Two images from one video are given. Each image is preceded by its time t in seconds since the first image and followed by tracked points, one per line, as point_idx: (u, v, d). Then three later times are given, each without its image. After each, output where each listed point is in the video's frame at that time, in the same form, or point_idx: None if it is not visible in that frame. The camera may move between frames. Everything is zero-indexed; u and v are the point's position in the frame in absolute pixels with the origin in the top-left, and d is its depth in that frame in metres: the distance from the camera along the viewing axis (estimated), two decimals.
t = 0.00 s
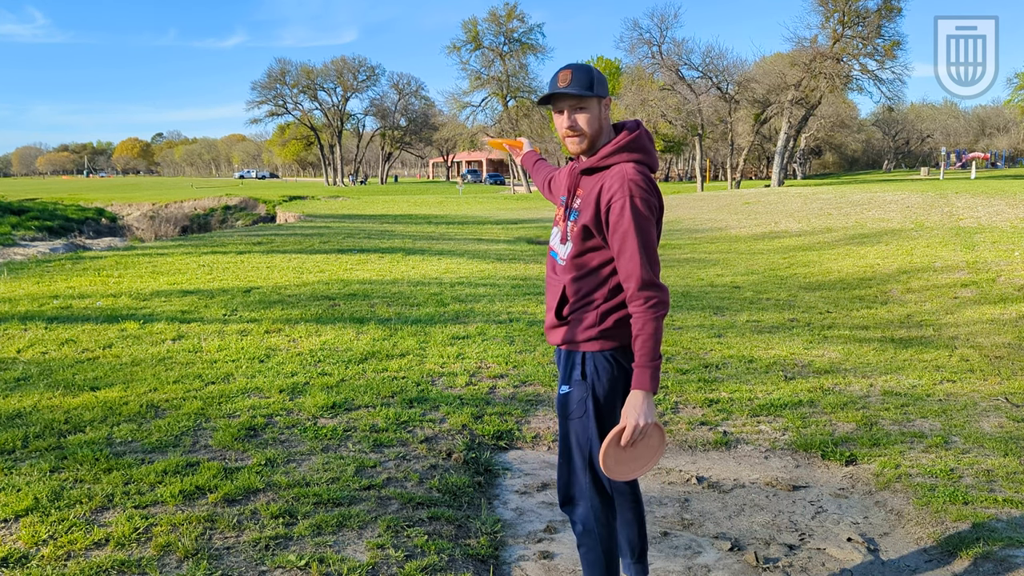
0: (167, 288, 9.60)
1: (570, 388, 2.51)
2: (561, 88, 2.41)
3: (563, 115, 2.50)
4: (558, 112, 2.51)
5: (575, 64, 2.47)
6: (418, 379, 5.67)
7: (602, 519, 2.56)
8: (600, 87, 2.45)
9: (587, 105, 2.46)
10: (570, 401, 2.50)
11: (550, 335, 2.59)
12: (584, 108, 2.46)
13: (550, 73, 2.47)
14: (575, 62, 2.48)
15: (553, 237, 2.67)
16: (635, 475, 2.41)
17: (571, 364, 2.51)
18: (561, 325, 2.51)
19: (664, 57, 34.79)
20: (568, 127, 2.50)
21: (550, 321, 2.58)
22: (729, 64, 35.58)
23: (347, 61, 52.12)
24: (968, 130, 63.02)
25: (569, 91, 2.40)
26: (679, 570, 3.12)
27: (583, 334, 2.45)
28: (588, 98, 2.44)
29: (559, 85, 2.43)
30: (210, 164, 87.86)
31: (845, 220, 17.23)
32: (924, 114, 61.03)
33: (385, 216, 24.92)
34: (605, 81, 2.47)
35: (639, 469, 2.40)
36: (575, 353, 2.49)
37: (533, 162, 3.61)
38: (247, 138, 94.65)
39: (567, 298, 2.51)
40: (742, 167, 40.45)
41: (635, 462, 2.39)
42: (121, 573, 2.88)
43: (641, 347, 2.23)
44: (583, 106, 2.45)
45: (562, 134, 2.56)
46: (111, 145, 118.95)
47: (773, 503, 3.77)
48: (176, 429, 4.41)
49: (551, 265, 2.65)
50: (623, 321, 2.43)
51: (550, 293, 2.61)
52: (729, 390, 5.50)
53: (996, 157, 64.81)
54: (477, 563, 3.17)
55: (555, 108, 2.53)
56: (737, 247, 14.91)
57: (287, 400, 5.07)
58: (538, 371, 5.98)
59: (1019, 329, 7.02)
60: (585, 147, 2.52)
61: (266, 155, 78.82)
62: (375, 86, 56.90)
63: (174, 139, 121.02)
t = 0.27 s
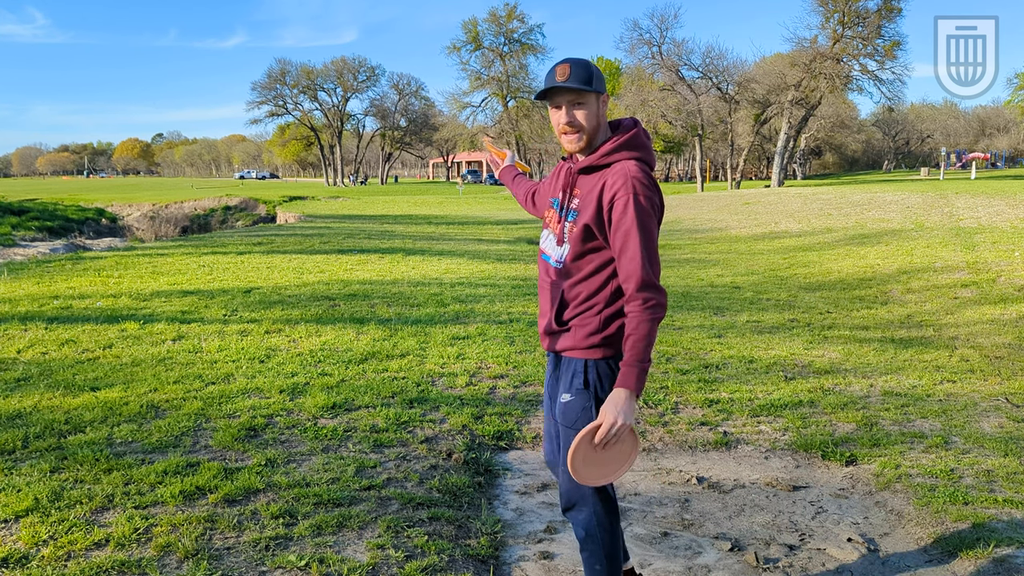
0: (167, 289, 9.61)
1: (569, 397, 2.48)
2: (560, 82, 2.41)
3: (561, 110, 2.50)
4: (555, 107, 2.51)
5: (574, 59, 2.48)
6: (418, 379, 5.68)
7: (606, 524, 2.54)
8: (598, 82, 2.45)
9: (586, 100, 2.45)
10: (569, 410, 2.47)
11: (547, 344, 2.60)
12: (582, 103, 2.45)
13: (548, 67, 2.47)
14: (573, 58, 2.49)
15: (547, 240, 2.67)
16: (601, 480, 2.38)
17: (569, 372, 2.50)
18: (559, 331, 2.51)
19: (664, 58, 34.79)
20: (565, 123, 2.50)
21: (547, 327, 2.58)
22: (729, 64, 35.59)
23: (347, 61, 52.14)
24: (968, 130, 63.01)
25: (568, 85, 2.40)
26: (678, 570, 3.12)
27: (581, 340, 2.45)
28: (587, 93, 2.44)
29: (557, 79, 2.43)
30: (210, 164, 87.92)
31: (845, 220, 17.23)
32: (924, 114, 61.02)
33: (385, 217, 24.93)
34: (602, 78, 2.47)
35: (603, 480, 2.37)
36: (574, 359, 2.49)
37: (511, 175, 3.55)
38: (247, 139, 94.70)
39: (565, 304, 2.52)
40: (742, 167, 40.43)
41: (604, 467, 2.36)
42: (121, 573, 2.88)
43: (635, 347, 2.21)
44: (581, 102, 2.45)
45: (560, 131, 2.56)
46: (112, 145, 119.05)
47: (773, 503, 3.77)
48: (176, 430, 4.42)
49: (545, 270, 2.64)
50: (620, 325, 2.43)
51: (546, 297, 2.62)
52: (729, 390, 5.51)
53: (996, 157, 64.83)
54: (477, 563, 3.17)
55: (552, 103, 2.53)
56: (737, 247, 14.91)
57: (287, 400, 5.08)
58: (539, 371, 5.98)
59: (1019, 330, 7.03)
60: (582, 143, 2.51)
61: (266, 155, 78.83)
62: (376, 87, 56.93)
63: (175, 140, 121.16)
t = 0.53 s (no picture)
0: (167, 289, 9.62)
1: (606, 396, 2.29)
2: (564, 73, 2.37)
3: (562, 105, 2.43)
4: (555, 102, 2.44)
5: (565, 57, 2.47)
6: (418, 379, 5.68)
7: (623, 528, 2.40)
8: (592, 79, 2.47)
9: (586, 94, 2.43)
10: (606, 410, 2.28)
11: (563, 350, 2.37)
12: (583, 96, 2.42)
13: (545, 63, 2.42)
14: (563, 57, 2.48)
15: (552, 243, 2.44)
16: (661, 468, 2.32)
17: (594, 370, 2.33)
18: (586, 329, 2.30)
19: (664, 58, 34.80)
20: (570, 116, 2.42)
21: (564, 332, 2.35)
22: (729, 64, 35.58)
23: (347, 62, 52.15)
24: (968, 130, 63.01)
25: (572, 76, 2.38)
26: (679, 570, 3.12)
27: (615, 333, 2.31)
28: (586, 84, 2.42)
29: (559, 72, 2.38)
30: (211, 164, 87.99)
31: (845, 220, 17.24)
32: (924, 114, 61.02)
33: (385, 216, 24.94)
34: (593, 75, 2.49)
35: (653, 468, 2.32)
36: (608, 357, 2.31)
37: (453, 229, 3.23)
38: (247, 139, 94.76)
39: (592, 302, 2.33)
40: (742, 167, 40.43)
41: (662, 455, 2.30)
42: (121, 573, 2.88)
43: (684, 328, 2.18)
44: (584, 94, 2.42)
45: (559, 128, 2.47)
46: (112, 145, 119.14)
47: (773, 503, 3.77)
48: (176, 430, 4.42)
49: (550, 274, 2.42)
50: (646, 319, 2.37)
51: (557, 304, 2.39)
52: (729, 390, 5.51)
53: (996, 157, 64.87)
54: (477, 563, 3.17)
55: (550, 99, 2.45)
56: (737, 247, 14.92)
57: (287, 400, 5.08)
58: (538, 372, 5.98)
59: (1019, 329, 7.03)
60: (586, 136, 2.44)
61: (266, 155, 78.84)
62: (376, 87, 56.96)
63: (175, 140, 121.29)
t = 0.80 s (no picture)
0: (167, 288, 9.61)
1: (620, 386, 2.33)
2: (547, 77, 2.37)
3: (547, 107, 2.42)
4: (540, 104, 2.42)
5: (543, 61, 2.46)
6: (418, 379, 5.67)
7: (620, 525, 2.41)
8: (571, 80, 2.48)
9: (569, 95, 2.44)
10: (621, 400, 2.32)
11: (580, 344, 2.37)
12: (567, 98, 2.41)
13: (527, 68, 2.41)
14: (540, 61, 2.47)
15: (558, 243, 2.44)
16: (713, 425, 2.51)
17: (602, 361, 2.36)
18: (607, 320, 2.33)
19: (664, 58, 34.79)
20: (557, 118, 2.41)
21: (583, 326, 2.36)
22: (729, 64, 35.58)
23: (347, 61, 52.14)
24: (968, 130, 62.99)
25: (555, 78, 2.37)
26: (679, 570, 3.12)
27: (631, 322, 2.37)
28: (569, 86, 2.42)
29: (542, 76, 2.38)
30: (210, 164, 88.00)
31: (845, 220, 17.23)
32: (924, 114, 61.00)
33: (385, 216, 24.93)
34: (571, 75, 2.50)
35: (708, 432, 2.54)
36: (622, 349, 2.36)
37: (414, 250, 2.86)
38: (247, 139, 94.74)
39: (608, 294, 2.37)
40: (742, 167, 40.39)
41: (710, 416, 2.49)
42: (121, 573, 2.88)
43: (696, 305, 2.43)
44: (568, 95, 2.42)
45: (545, 130, 2.44)
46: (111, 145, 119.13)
47: (773, 503, 3.77)
48: (176, 430, 4.42)
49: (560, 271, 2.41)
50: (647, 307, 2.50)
51: (571, 300, 2.39)
52: (729, 390, 5.50)
53: (996, 157, 64.86)
54: (477, 563, 3.17)
55: (534, 101, 2.43)
56: (737, 247, 14.91)
57: (287, 400, 5.08)
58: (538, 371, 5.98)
59: (1019, 329, 7.03)
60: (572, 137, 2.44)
61: (266, 154, 78.80)
62: (376, 86, 56.96)
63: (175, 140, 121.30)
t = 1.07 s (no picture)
0: (167, 289, 9.62)
1: (632, 378, 2.42)
2: (541, 81, 2.35)
3: (542, 111, 2.41)
4: (536, 107, 2.41)
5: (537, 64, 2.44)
6: (418, 379, 5.68)
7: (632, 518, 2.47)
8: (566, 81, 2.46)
9: (564, 98, 2.42)
10: (636, 390, 2.41)
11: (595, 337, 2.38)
12: (561, 101, 2.41)
13: (522, 71, 2.39)
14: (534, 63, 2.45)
15: (567, 238, 2.41)
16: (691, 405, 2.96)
17: (613, 356, 2.42)
18: (619, 313, 2.38)
19: (664, 58, 34.80)
20: (552, 121, 2.40)
21: (599, 320, 2.37)
22: (729, 64, 35.59)
23: (347, 62, 52.16)
24: (968, 131, 63.01)
25: (550, 82, 2.36)
26: (679, 570, 3.12)
27: (637, 315, 2.44)
28: (563, 90, 2.42)
29: (537, 79, 2.36)
30: (211, 164, 88.05)
31: (845, 220, 17.25)
32: (924, 114, 61.01)
33: (385, 217, 24.94)
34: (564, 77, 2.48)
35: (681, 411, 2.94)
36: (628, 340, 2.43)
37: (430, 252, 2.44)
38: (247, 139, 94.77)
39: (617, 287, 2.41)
40: (742, 167, 40.36)
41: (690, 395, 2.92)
42: (121, 573, 2.88)
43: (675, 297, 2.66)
44: (562, 99, 2.41)
45: (540, 132, 2.44)
46: (111, 145, 119.26)
47: (773, 503, 3.77)
48: (176, 430, 4.42)
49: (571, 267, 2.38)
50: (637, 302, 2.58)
51: (585, 294, 2.37)
52: (729, 390, 5.51)
53: (996, 157, 64.88)
54: (477, 563, 3.17)
55: (528, 106, 2.42)
56: (737, 247, 14.92)
57: (287, 400, 5.08)
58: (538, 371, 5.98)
59: (1019, 329, 7.03)
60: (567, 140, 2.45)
61: (267, 155, 78.84)
62: (375, 86, 56.98)
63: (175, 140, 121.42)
